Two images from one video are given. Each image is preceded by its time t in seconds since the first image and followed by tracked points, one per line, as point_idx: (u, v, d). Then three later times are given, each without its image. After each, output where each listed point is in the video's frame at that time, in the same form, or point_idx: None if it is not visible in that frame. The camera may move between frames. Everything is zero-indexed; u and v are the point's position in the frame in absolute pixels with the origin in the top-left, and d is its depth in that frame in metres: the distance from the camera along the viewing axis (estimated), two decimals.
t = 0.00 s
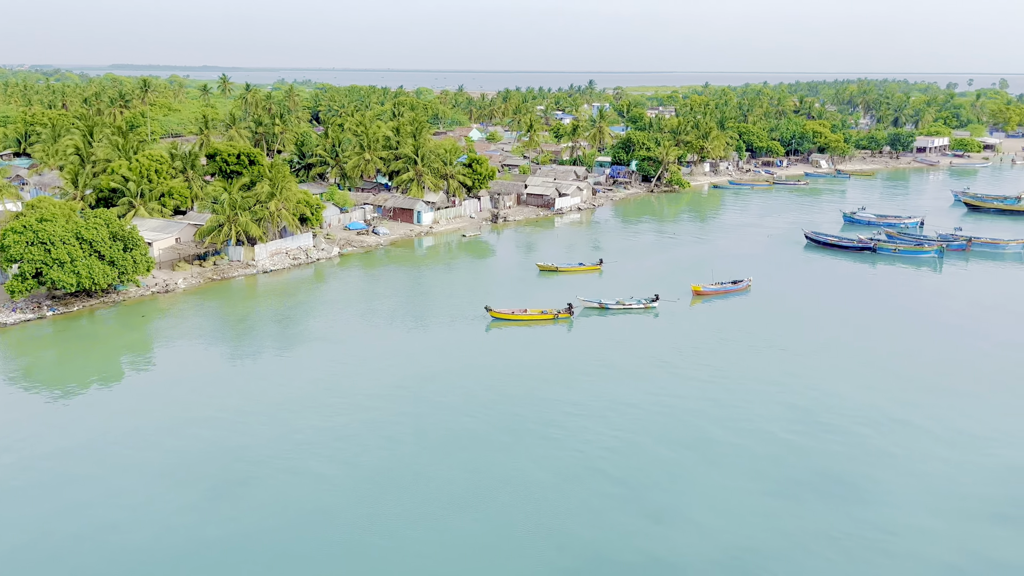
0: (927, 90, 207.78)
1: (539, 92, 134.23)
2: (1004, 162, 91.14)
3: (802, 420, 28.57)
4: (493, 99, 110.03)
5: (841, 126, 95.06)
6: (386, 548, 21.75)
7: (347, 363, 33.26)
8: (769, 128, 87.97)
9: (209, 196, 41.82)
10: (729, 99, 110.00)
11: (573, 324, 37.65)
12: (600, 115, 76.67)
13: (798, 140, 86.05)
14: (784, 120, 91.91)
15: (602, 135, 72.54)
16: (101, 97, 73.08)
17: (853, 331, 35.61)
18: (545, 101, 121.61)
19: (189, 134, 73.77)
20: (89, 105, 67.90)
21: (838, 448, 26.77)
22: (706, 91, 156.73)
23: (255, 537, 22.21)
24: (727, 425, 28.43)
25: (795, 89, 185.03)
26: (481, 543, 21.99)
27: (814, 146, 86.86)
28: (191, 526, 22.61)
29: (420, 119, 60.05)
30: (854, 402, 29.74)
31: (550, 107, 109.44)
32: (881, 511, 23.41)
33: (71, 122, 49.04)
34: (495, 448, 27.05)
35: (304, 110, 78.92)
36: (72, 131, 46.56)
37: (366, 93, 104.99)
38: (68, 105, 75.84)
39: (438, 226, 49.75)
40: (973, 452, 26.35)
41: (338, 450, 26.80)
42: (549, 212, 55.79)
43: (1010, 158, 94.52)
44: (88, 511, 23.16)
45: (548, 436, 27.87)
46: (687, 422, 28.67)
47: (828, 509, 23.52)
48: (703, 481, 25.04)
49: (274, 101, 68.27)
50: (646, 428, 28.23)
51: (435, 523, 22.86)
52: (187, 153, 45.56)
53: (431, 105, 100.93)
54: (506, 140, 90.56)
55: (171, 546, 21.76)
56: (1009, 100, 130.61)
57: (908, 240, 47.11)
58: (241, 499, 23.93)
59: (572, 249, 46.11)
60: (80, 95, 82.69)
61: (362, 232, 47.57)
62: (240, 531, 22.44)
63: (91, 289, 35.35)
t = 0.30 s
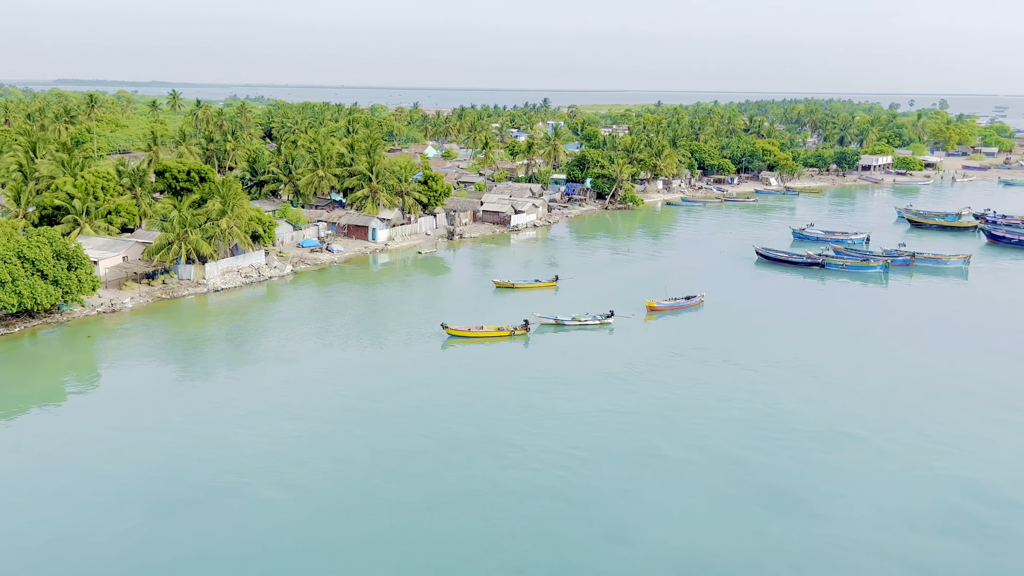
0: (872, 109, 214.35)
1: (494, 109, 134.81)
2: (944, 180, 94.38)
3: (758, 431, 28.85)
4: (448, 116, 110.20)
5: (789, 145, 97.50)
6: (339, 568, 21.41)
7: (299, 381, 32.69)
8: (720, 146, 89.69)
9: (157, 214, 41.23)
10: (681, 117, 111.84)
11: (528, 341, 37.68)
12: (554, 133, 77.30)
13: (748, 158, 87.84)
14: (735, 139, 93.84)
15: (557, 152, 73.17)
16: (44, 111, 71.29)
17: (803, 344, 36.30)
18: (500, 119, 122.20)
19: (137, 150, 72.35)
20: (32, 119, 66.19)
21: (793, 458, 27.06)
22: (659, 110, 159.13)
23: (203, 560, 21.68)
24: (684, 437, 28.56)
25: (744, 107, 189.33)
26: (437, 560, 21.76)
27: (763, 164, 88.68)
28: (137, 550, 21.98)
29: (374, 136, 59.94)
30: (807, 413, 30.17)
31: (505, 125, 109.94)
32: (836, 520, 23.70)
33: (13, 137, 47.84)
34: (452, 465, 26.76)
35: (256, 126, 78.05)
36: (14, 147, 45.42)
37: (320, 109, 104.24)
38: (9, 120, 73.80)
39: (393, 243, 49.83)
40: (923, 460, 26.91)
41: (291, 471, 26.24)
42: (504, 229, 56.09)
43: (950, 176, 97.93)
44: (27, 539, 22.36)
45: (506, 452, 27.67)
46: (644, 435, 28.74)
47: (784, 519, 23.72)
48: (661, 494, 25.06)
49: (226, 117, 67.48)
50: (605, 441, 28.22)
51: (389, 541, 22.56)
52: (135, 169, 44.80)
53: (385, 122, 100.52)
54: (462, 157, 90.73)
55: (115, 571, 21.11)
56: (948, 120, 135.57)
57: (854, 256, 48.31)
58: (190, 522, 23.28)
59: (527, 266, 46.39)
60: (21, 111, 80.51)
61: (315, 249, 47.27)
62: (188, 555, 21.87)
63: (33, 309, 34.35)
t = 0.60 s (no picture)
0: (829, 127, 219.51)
1: (457, 127, 135.10)
2: (897, 198, 96.92)
3: (723, 443, 28.97)
4: (411, 135, 110.28)
5: (748, 163, 99.36)
6: None
7: (260, 402, 32.16)
8: (681, 164, 91.01)
9: (114, 233, 40.66)
10: (642, 135, 113.35)
11: (492, 358, 37.63)
12: (518, 151, 77.93)
13: (708, 176, 89.27)
14: (695, 157, 95.34)
15: (520, 171, 73.87)
16: None
17: (765, 359, 36.76)
18: (463, 137, 122.55)
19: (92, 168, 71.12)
20: None
21: (758, 470, 27.21)
22: (621, 128, 161.00)
23: None
24: (651, 450, 28.54)
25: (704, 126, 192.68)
26: None
27: (723, 182, 90.15)
28: None
29: (336, 154, 59.86)
30: (771, 425, 30.42)
31: (468, 143, 110.39)
32: (801, 527, 23.82)
33: None
34: (417, 482, 26.45)
35: (216, 143, 77.29)
36: None
37: (281, 127, 103.54)
38: None
39: (356, 261, 49.69)
40: (884, 468, 27.24)
41: (252, 493, 25.69)
42: (468, 246, 56.29)
43: (903, 193, 100.59)
44: None
45: (472, 468, 27.40)
46: (610, 449, 28.69)
47: (751, 529, 23.77)
48: (629, 507, 24.97)
49: (185, 135, 66.80)
50: (570, 456, 28.13)
51: (354, 561, 22.21)
52: (91, 188, 44.15)
53: (347, 140, 100.16)
54: (425, 175, 90.81)
55: None
56: (900, 139, 139.59)
57: (813, 272, 49.20)
58: (148, 548, 22.69)
59: (491, 284, 46.56)
60: None
61: (276, 268, 46.92)
62: None
63: None
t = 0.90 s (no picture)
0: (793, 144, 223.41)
1: (426, 144, 135.27)
2: (860, 213, 98.94)
3: (694, 458, 29.08)
4: (379, 152, 110.26)
5: (715, 179, 100.82)
6: None
7: (226, 422, 31.66)
8: (649, 181, 92.04)
9: (76, 251, 40.10)
10: (610, 152, 114.49)
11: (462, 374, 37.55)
12: (487, 168, 78.33)
13: (676, 192, 90.34)
14: (662, 174, 96.50)
15: (489, 187, 74.23)
16: None
17: (733, 373, 37.15)
18: (432, 153, 122.78)
19: (53, 185, 69.97)
20: None
21: (730, 484, 27.33)
22: (590, 145, 162.52)
23: None
24: (622, 466, 28.55)
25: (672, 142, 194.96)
26: None
27: (690, 198, 91.29)
28: None
29: (304, 171, 59.69)
30: (741, 438, 30.61)
31: (438, 160, 110.61)
32: (773, 540, 23.91)
33: None
34: (387, 500, 26.26)
35: (182, 161, 76.61)
36: None
37: (248, 144, 102.90)
38: None
39: (325, 278, 49.49)
40: (853, 479, 27.53)
41: (218, 516, 25.24)
42: (437, 263, 56.38)
43: (866, 209, 102.68)
44: None
45: (443, 486, 27.19)
46: (582, 465, 28.64)
47: (723, 544, 23.82)
48: (602, 523, 24.88)
49: (150, 152, 66.11)
50: (541, 472, 28.13)
51: None
52: (52, 206, 43.52)
53: (315, 157, 99.78)
54: (394, 192, 90.82)
55: None
56: (862, 155, 142.68)
57: (779, 287, 49.88)
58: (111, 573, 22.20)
59: (460, 300, 46.63)
60: None
61: (243, 285, 46.54)
62: None
63: None
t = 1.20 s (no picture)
0: (763, 156, 226.70)
1: (398, 157, 135.01)
2: (828, 224, 100.55)
3: (667, 470, 29.20)
4: (351, 165, 109.88)
5: (685, 192, 101.83)
6: None
7: (195, 440, 31.22)
8: (620, 194, 92.80)
9: (41, 267, 39.51)
10: (582, 165, 115.25)
11: (435, 387, 37.43)
12: (459, 182, 78.50)
13: (647, 205, 91.14)
14: (634, 186, 97.34)
15: (462, 201, 74.38)
16: None
17: (704, 383, 37.49)
18: (405, 167, 122.73)
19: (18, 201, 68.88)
20: None
21: (703, 495, 27.48)
22: (563, 158, 163.42)
23: None
24: (596, 478, 28.59)
25: (644, 155, 196.76)
26: None
27: (661, 211, 92.19)
28: None
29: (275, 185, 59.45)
30: (714, 450, 30.80)
31: (410, 173, 110.60)
32: (747, 551, 24.07)
33: None
34: (359, 517, 26.09)
35: (151, 175, 75.84)
36: None
37: (218, 158, 102.07)
38: None
39: (296, 292, 49.27)
40: (824, 489, 27.84)
41: (187, 535, 24.88)
42: (410, 276, 56.41)
43: (834, 219, 104.34)
44: None
45: (417, 502, 27.02)
46: (556, 478, 28.63)
47: (696, 556, 23.92)
48: (577, 537, 24.87)
49: (117, 166, 65.41)
50: (514, 485, 28.13)
51: None
52: (17, 221, 42.87)
53: (286, 171, 99.24)
54: (366, 205, 90.62)
55: None
56: (829, 167, 145.24)
57: (749, 297, 50.46)
58: None
59: (433, 314, 46.65)
60: None
61: (213, 300, 46.17)
62: None
63: None
